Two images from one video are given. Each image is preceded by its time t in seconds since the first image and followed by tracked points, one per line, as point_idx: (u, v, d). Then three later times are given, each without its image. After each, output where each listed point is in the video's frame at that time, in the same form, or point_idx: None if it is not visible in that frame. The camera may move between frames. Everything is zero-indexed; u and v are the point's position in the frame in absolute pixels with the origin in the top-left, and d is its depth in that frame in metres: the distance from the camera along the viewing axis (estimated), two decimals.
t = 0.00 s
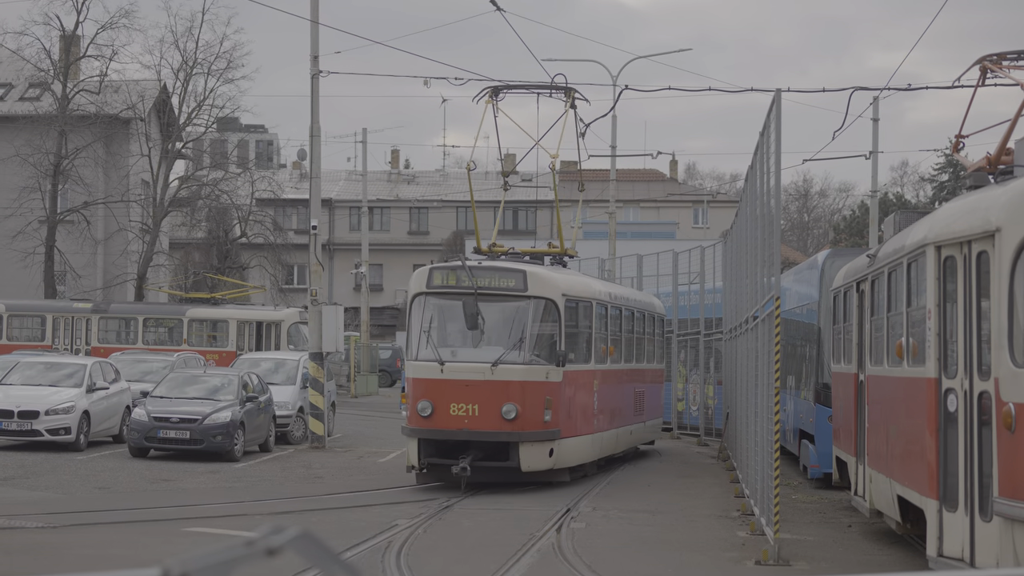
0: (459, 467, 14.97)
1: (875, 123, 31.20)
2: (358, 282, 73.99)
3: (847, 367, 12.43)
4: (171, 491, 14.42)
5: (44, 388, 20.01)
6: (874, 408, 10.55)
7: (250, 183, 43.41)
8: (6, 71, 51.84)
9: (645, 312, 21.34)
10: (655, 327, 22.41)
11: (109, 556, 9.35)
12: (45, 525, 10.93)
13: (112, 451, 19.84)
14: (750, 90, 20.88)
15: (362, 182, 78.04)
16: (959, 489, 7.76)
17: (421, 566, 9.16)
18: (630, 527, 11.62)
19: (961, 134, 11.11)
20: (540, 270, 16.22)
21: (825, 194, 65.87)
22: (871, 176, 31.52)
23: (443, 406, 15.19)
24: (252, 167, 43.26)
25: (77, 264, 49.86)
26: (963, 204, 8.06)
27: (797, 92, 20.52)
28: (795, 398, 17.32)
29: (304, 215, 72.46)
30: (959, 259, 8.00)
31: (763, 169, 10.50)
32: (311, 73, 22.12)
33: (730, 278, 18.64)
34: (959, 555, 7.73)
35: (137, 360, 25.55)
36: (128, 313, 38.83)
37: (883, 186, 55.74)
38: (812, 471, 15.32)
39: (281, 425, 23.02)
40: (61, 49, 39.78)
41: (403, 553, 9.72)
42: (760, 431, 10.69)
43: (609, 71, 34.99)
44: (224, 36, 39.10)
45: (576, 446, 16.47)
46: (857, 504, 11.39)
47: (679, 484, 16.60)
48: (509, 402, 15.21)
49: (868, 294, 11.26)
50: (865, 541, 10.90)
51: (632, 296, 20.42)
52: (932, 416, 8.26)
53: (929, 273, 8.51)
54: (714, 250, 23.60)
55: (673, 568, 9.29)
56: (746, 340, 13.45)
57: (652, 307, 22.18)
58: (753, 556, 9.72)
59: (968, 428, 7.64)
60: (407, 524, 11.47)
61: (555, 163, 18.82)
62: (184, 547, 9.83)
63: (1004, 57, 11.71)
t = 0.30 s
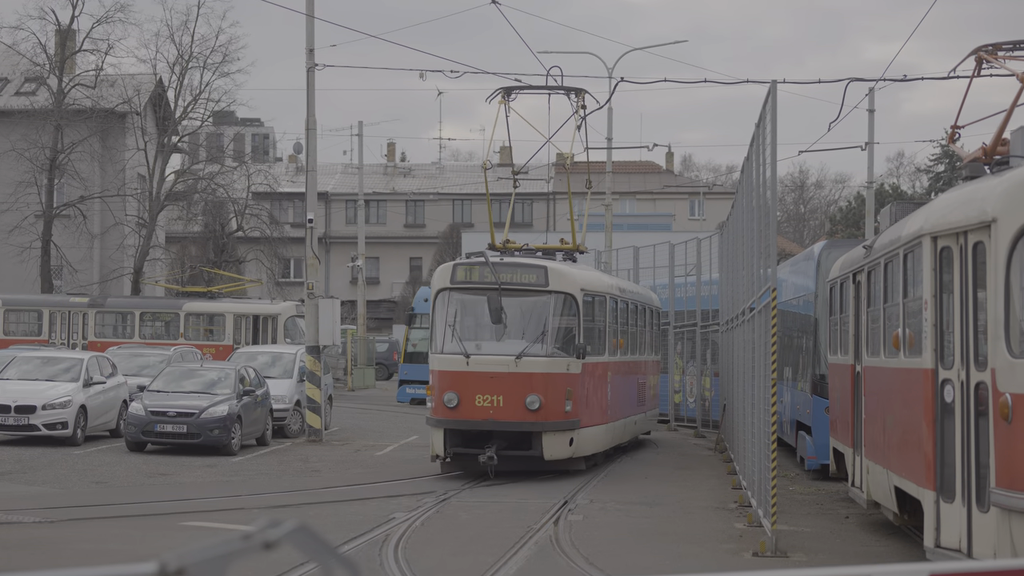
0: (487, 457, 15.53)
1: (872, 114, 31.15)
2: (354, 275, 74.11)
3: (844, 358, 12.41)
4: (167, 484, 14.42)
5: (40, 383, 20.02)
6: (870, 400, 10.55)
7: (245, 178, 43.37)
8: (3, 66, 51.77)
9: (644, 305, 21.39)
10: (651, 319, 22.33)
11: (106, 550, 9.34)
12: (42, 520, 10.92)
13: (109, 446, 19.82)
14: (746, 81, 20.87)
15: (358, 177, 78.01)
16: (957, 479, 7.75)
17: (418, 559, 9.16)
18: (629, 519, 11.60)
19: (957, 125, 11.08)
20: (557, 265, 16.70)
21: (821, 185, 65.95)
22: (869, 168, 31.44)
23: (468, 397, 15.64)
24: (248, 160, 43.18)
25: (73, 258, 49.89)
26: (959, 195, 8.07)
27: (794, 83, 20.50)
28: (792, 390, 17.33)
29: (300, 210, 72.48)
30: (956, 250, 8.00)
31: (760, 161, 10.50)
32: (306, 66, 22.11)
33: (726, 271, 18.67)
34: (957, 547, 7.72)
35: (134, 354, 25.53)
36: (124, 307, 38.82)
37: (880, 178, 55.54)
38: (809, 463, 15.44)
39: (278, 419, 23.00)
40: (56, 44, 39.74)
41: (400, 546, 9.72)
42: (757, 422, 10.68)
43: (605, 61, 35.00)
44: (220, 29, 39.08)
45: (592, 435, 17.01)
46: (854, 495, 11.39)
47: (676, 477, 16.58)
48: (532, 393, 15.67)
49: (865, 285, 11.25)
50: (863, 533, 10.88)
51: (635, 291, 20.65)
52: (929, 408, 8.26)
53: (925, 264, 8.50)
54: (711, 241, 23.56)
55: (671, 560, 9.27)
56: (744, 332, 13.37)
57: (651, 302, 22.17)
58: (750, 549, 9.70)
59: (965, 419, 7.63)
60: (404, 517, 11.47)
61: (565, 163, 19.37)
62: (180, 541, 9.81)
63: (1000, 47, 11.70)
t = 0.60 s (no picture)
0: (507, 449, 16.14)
1: (866, 108, 31.20)
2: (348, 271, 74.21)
3: (838, 353, 12.42)
4: (163, 480, 14.44)
5: (34, 380, 20.01)
6: (863, 394, 10.58)
7: (238, 174, 43.37)
8: None
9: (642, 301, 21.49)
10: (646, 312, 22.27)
11: (100, 547, 9.34)
12: (37, 516, 10.92)
13: (104, 442, 19.83)
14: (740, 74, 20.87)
15: (352, 173, 78.01)
16: (951, 473, 7.77)
17: (413, 554, 9.17)
18: (624, 514, 11.62)
19: (951, 120, 11.07)
20: (573, 265, 17.30)
21: (815, 180, 66.15)
22: (862, 162, 31.49)
23: (489, 392, 16.21)
24: (241, 156, 43.10)
25: (66, 255, 49.82)
26: (953, 188, 8.07)
27: (788, 78, 20.52)
28: (786, 384, 17.36)
29: (294, 205, 72.51)
30: (949, 244, 8.01)
31: (753, 155, 10.49)
32: (299, 62, 22.08)
33: (721, 266, 18.70)
34: (950, 540, 7.75)
35: (128, 351, 25.53)
36: (118, 303, 38.82)
37: (872, 172, 55.64)
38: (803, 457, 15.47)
39: (272, 415, 23.00)
40: (49, 41, 39.68)
41: (395, 542, 9.72)
42: (751, 416, 10.70)
43: (597, 57, 35.03)
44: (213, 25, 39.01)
45: (605, 428, 17.63)
46: (848, 489, 11.43)
47: (672, 471, 16.57)
48: (550, 388, 16.27)
49: (859, 279, 11.26)
50: (857, 526, 10.91)
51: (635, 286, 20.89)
52: (922, 401, 8.27)
53: (919, 257, 8.52)
54: (705, 237, 23.58)
55: (666, 554, 9.30)
56: (739, 327, 13.32)
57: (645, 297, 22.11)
58: (745, 542, 9.73)
59: (959, 413, 7.65)
60: (400, 513, 11.48)
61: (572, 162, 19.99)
62: (174, 538, 9.80)
63: (993, 40, 11.70)
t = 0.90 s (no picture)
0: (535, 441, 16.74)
1: (869, 105, 31.21)
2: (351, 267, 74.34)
3: (841, 349, 12.41)
4: (166, 476, 14.47)
5: (38, 375, 20.04)
6: (866, 391, 10.59)
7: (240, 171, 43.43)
8: None
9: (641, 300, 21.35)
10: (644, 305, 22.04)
11: (103, 541, 9.34)
12: (41, 511, 10.93)
13: (107, 438, 19.86)
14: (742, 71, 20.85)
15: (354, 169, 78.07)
16: (954, 470, 7.75)
17: (417, 550, 9.17)
18: (627, 510, 11.62)
19: (953, 117, 11.04)
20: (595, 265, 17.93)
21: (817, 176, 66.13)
22: (865, 158, 31.45)
23: (516, 387, 16.77)
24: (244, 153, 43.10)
25: (69, 251, 49.93)
26: (956, 184, 8.05)
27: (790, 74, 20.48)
28: (789, 380, 17.34)
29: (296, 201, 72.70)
30: (952, 240, 8.00)
31: (756, 151, 10.47)
32: (301, 58, 22.09)
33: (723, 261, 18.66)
34: (954, 536, 7.73)
35: (131, 347, 25.58)
36: (120, 299, 38.89)
37: (875, 169, 55.61)
38: (806, 454, 15.34)
39: (274, 410, 23.03)
40: (52, 37, 39.70)
41: (398, 537, 9.73)
42: (753, 412, 10.70)
43: (600, 54, 35.05)
44: (214, 21, 38.97)
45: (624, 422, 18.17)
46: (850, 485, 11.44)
47: (675, 467, 16.57)
48: (575, 383, 16.83)
49: (862, 275, 11.24)
50: (860, 523, 10.89)
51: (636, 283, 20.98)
52: (926, 398, 8.25)
53: (922, 254, 8.50)
54: (707, 232, 23.57)
55: (669, 550, 9.30)
56: (741, 322, 13.26)
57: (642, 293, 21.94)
58: (748, 538, 9.71)
59: (962, 410, 7.63)
60: (403, 508, 11.50)
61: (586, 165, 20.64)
62: (176, 533, 9.81)
63: (996, 37, 11.67)
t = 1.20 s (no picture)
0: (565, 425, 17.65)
1: (876, 92, 31.17)
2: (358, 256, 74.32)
3: (848, 337, 12.41)
4: (172, 464, 14.48)
5: (44, 363, 20.05)
6: (873, 379, 10.61)
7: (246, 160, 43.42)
8: (4, 47, 51.65)
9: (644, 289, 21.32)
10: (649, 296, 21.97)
11: (109, 532, 9.34)
12: (48, 500, 10.92)
13: (114, 427, 19.88)
14: (749, 58, 20.83)
15: (360, 158, 78.10)
16: (961, 458, 7.76)
17: (424, 538, 9.17)
18: (633, 498, 11.62)
19: (961, 104, 11.05)
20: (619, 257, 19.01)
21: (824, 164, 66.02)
22: (872, 144, 31.34)
23: (546, 374, 17.83)
24: (251, 141, 43.00)
25: (77, 239, 49.98)
26: (964, 171, 8.04)
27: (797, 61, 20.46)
28: (795, 368, 17.37)
29: (302, 190, 72.89)
30: (959, 228, 8.00)
31: (763, 137, 10.45)
32: (308, 47, 22.08)
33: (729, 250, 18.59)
34: (961, 525, 7.73)
35: (138, 335, 25.58)
36: (128, 288, 38.89)
37: (882, 156, 55.50)
38: (813, 441, 15.36)
39: (281, 398, 23.02)
40: (57, 26, 39.64)
41: (405, 525, 9.73)
42: (760, 401, 10.68)
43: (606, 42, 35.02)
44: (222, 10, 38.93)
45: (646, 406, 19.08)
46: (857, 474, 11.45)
47: (681, 456, 16.58)
48: (603, 369, 17.84)
49: (869, 263, 11.24)
50: (867, 510, 10.89)
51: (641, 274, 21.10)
52: (933, 386, 8.25)
53: (930, 241, 8.49)
54: (714, 220, 23.53)
55: (676, 539, 9.30)
56: (747, 310, 13.29)
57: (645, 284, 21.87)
58: (755, 527, 9.72)
59: (971, 398, 7.62)
60: (409, 497, 11.50)
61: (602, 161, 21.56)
62: (183, 521, 9.81)
63: (1003, 24, 11.67)
